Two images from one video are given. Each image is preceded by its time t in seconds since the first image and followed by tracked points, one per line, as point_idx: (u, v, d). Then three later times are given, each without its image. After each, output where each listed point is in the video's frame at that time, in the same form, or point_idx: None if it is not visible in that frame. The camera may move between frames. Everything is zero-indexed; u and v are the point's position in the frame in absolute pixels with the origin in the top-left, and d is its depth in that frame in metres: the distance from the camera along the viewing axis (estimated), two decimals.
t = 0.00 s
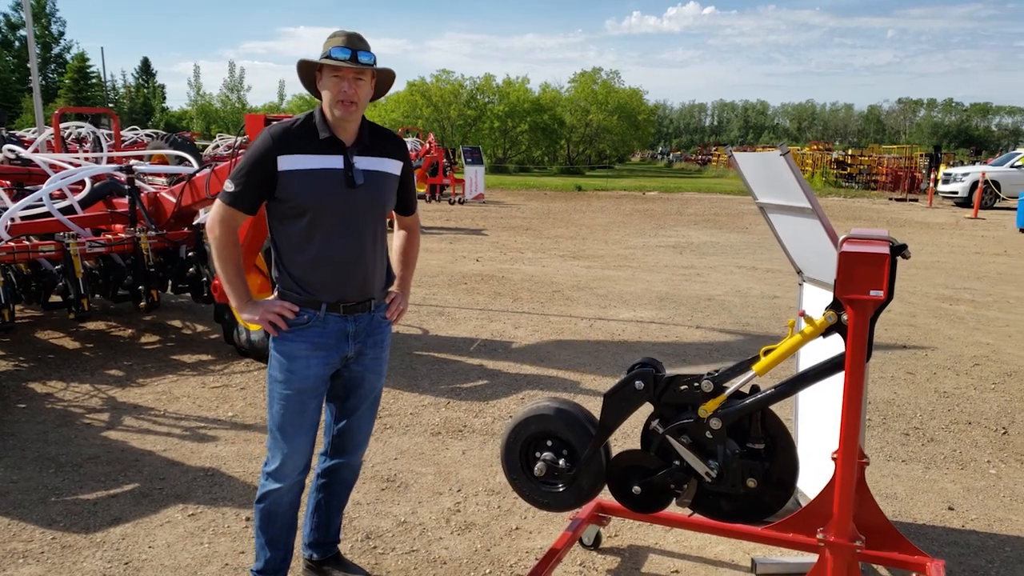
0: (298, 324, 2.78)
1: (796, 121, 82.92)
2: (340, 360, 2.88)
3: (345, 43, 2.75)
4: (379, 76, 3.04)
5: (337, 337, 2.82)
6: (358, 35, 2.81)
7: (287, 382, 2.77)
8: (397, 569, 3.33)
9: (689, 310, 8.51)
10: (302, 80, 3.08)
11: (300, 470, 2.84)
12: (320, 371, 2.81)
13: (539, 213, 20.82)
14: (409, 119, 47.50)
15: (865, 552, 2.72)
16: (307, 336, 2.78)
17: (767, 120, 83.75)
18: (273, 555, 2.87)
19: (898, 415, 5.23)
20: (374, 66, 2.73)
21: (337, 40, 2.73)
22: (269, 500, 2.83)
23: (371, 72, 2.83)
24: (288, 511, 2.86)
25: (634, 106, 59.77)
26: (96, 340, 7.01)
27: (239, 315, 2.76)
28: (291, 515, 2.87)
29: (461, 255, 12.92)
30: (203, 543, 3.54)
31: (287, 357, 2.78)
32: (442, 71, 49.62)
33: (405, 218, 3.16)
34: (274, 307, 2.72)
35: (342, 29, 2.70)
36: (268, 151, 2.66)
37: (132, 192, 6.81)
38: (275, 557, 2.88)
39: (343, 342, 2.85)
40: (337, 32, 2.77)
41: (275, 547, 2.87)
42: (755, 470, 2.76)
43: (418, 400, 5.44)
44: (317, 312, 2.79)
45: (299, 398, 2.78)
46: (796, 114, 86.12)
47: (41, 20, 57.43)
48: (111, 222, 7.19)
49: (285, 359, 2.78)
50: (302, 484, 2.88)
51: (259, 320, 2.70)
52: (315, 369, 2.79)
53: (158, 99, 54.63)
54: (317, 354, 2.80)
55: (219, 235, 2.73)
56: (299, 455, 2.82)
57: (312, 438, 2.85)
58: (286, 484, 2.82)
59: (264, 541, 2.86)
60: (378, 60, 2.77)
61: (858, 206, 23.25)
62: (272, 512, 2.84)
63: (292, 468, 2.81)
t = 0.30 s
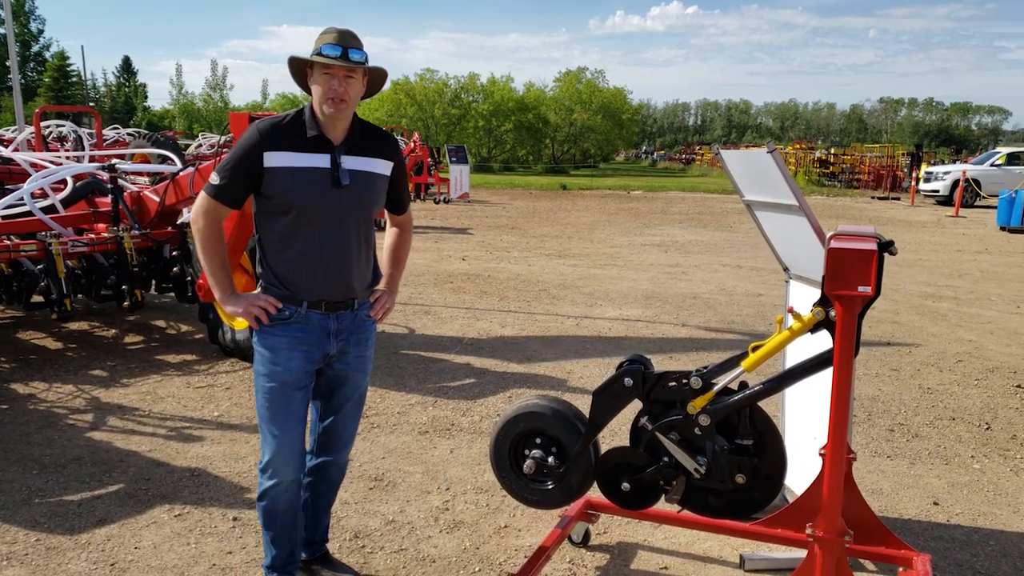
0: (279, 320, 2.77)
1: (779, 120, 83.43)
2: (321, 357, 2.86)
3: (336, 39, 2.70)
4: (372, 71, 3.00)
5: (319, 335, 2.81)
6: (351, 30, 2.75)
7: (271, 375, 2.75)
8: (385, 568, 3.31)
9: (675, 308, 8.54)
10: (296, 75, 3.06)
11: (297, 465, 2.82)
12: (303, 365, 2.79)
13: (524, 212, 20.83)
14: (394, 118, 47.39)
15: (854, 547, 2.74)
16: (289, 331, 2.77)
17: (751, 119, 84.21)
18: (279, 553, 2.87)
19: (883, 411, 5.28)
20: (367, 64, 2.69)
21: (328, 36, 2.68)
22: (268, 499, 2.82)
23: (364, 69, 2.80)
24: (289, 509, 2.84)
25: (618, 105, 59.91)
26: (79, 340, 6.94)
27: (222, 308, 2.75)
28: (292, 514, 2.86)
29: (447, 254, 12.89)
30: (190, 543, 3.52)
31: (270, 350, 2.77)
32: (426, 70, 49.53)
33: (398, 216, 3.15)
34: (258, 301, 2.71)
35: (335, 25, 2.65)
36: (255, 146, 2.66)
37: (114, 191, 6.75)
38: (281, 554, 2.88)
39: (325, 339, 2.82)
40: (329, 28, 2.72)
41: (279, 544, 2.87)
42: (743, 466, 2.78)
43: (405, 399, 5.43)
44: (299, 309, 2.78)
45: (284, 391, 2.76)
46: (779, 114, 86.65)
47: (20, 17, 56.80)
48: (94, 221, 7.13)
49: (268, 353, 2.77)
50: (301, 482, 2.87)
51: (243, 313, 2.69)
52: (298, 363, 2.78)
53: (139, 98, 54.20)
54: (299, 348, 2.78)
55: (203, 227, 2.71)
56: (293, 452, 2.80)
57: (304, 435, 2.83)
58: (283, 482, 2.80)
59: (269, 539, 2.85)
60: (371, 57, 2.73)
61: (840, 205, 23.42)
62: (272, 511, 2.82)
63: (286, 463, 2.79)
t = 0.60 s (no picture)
0: (254, 323, 2.76)
1: (762, 119, 83.92)
2: (299, 361, 2.84)
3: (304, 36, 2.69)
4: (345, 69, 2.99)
5: (296, 338, 2.79)
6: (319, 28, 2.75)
7: (251, 382, 2.74)
8: (371, 568, 3.31)
9: (660, 307, 8.57)
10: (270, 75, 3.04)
11: (286, 467, 2.81)
12: (282, 370, 2.77)
13: (509, 212, 20.84)
14: (378, 117, 47.29)
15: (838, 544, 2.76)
16: (266, 334, 2.75)
17: (735, 119, 84.65)
18: (279, 555, 2.88)
19: (866, 409, 5.32)
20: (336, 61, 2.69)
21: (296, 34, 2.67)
22: (262, 503, 2.81)
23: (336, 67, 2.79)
24: (283, 511, 2.83)
25: (602, 104, 60.02)
26: (60, 340, 6.87)
27: (196, 312, 2.73)
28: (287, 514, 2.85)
29: (432, 253, 12.87)
30: (175, 545, 3.49)
31: (248, 355, 2.75)
32: (410, 68, 49.41)
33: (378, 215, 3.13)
34: (232, 305, 2.69)
35: (302, 23, 2.65)
36: (226, 147, 2.65)
37: (96, 190, 6.68)
38: (282, 556, 2.88)
39: (301, 342, 2.81)
40: (298, 26, 2.72)
41: (279, 546, 2.87)
42: (728, 464, 2.80)
43: (391, 399, 5.41)
44: (274, 312, 2.76)
45: (266, 397, 2.75)
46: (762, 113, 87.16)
47: None
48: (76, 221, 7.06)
49: (246, 359, 2.75)
50: (293, 484, 2.86)
51: (216, 317, 2.67)
52: (276, 366, 2.76)
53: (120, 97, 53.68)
54: (277, 352, 2.76)
55: (178, 230, 2.70)
56: (281, 455, 2.79)
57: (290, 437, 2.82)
58: (273, 485, 2.79)
59: (268, 541, 2.85)
60: (340, 54, 2.73)
61: (824, 204, 23.59)
62: (267, 514, 2.82)
63: (275, 466, 2.78)
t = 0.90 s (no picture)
0: (232, 328, 2.73)
1: (749, 117, 84.28)
2: (280, 366, 2.82)
3: (259, 29, 2.67)
4: (307, 57, 2.97)
5: (276, 343, 2.77)
6: (274, 19, 2.73)
7: (230, 390, 2.72)
8: (359, 568, 3.30)
9: (648, 305, 8.60)
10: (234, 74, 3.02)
11: (270, 468, 2.81)
12: (263, 377, 2.75)
13: (498, 210, 20.85)
14: (366, 115, 47.12)
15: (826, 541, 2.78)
16: (245, 341, 2.73)
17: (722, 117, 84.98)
18: (265, 555, 2.86)
19: (853, 407, 5.35)
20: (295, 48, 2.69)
21: (250, 27, 2.66)
22: (246, 504, 2.80)
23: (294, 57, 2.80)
24: (267, 511, 2.82)
25: (590, 103, 60.08)
26: (45, 340, 6.81)
27: (173, 319, 2.70)
28: (272, 514, 2.83)
29: (420, 252, 12.85)
30: (162, 545, 3.47)
31: (227, 363, 2.72)
32: (398, 67, 49.26)
33: (355, 214, 3.10)
34: (209, 309, 2.67)
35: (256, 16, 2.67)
36: (195, 147, 2.62)
37: (81, 189, 6.62)
38: (268, 556, 2.87)
39: (281, 347, 2.79)
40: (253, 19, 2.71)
41: (264, 546, 2.86)
42: (716, 462, 2.80)
43: (379, 398, 5.40)
44: (253, 315, 2.74)
45: (247, 405, 2.73)
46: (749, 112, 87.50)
47: None
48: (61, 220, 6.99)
49: (225, 367, 2.73)
50: (277, 485, 2.85)
51: (193, 324, 2.66)
52: (256, 374, 2.74)
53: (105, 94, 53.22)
54: (257, 359, 2.74)
55: (149, 236, 2.67)
56: (263, 459, 2.78)
57: (272, 441, 2.81)
58: (256, 487, 2.78)
59: (254, 542, 2.84)
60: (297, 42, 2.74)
61: (810, 202, 23.74)
62: (251, 515, 2.80)
63: (260, 469, 2.77)
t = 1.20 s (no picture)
0: (210, 336, 2.71)
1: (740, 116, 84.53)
2: (264, 372, 2.79)
3: (225, 29, 2.67)
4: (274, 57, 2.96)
5: (256, 349, 2.75)
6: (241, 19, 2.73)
7: (210, 398, 2.70)
8: (349, 568, 3.29)
9: (639, 304, 8.61)
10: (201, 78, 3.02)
11: (253, 472, 2.79)
12: (244, 385, 2.74)
13: (489, 209, 20.84)
14: (357, 114, 46.98)
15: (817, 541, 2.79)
16: (223, 350, 2.71)
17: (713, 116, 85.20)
18: (254, 556, 2.84)
19: (843, 406, 5.37)
20: (262, 47, 2.69)
21: (217, 28, 2.66)
22: (233, 506, 2.78)
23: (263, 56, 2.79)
24: (254, 513, 2.80)
25: (582, 102, 60.11)
26: (34, 341, 6.76)
27: (148, 328, 2.67)
28: (258, 516, 2.81)
29: (411, 251, 12.82)
30: (151, 546, 3.45)
31: (206, 372, 2.71)
32: (389, 66, 49.14)
33: (328, 216, 3.09)
34: (185, 317, 2.65)
35: (222, 16, 2.66)
36: (164, 153, 2.59)
37: (70, 189, 6.57)
38: (257, 557, 2.84)
39: (263, 353, 2.76)
40: (218, 19, 2.71)
41: (253, 547, 2.84)
42: (706, 462, 2.81)
43: (369, 398, 5.38)
44: (230, 321, 2.72)
45: (228, 412, 2.72)
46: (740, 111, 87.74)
47: None
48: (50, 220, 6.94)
49: (204, 376, 2.71)
50: (263, 487, 2.83)
51: (170, 334, 2.62)
52: (237, 383, 2.72)
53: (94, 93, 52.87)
54: (237, 367, 2.72)
55: (120, 243, 2.66)
56: (245, 462, 2.76)
57: (254, 445, 2.79)
58: (241, 490, 2.76)
59: (241, 543, 2.81)
60: (265, 41, 2.74)
61: (801, 200, 23.83)
62: (238, 517, 2.78)
63: (243, 472, 2.76)
